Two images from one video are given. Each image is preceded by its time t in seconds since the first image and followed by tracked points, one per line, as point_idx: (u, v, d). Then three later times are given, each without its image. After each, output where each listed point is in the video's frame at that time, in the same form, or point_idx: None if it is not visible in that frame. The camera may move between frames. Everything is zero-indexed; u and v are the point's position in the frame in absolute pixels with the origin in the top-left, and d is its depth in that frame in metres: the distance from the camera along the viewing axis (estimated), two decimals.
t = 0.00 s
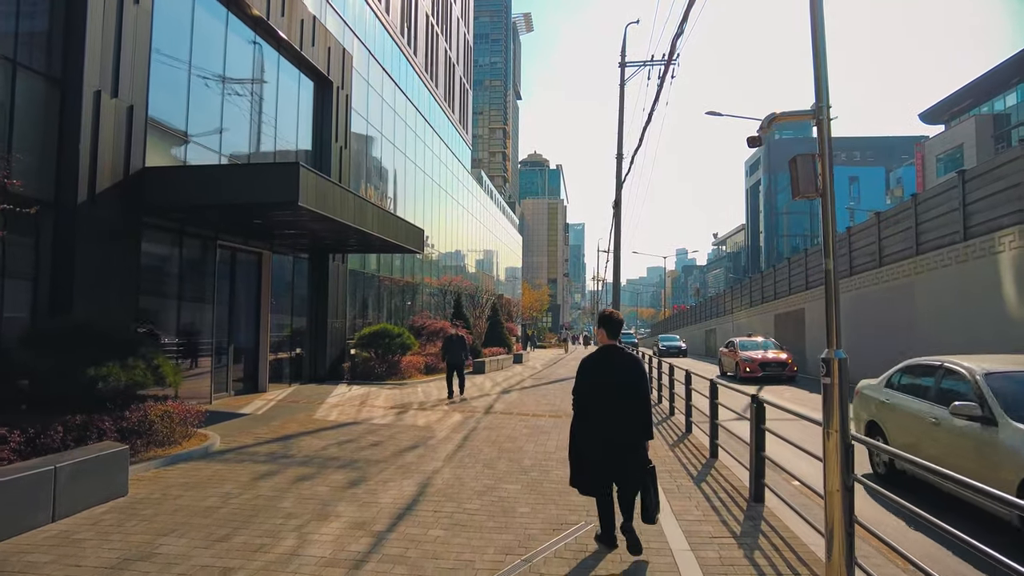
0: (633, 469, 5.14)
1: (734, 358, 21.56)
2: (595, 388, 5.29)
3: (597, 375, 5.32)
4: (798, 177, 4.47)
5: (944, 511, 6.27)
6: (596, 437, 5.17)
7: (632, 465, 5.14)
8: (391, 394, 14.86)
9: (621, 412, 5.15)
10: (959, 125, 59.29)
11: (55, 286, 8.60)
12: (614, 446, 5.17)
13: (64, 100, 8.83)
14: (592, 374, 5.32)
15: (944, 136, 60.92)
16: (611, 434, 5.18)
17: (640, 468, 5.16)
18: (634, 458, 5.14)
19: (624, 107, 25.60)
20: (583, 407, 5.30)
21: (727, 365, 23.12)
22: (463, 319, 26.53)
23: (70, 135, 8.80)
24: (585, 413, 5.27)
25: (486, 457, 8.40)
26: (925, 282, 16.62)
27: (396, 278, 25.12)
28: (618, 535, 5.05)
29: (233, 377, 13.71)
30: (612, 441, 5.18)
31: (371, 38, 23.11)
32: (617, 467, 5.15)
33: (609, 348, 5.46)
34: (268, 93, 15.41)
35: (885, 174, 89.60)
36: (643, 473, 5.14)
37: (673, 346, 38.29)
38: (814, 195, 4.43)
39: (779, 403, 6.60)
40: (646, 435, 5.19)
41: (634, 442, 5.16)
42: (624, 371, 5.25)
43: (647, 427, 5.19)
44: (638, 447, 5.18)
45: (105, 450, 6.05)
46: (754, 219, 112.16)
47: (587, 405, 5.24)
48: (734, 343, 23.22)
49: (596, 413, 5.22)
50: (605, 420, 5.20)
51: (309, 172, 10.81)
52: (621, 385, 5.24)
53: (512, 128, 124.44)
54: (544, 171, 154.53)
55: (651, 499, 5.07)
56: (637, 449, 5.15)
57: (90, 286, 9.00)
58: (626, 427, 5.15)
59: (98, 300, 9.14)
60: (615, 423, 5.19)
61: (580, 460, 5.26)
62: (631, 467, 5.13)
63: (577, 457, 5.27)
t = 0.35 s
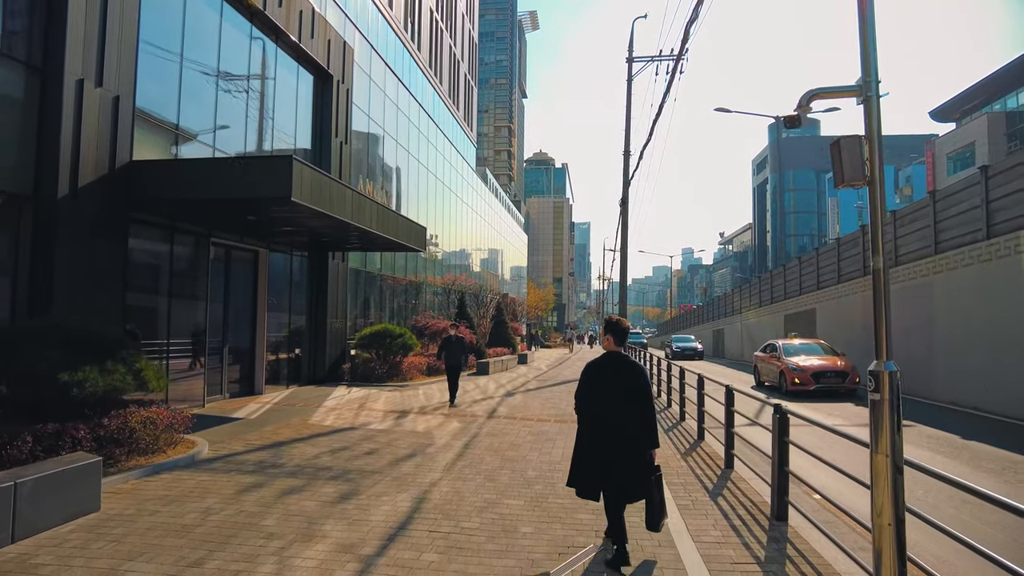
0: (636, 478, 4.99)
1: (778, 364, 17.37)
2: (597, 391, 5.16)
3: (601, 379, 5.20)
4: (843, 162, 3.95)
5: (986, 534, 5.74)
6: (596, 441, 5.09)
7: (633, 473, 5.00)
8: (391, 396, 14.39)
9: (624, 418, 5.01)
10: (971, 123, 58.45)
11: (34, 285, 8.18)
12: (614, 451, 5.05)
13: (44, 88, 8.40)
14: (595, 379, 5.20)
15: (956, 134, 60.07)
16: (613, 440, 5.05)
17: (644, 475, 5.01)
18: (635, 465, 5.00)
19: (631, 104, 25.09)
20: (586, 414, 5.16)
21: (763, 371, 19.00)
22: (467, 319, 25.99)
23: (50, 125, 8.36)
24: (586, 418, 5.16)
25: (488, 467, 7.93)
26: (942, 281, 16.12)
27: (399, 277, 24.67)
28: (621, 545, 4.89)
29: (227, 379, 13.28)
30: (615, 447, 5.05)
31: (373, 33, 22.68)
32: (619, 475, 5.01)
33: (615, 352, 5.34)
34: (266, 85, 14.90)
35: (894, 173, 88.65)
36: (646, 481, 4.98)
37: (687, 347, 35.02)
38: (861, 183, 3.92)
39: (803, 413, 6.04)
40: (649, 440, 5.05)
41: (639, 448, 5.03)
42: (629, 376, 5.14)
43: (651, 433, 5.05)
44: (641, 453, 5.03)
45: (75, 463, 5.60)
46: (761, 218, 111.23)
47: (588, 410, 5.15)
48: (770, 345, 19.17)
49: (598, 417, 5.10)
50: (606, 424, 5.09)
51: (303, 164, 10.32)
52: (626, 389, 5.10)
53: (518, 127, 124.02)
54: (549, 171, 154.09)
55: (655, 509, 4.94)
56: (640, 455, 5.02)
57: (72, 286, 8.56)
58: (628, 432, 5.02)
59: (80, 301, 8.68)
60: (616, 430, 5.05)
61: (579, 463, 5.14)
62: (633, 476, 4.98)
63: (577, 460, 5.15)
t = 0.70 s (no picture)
0: (634, 464, 5.23)
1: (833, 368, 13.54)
2: (599, 380, 5.39)
3: (605, 369, 5.41)
4: (885, 127, 3.75)
5: None
6: (598, 429, 5.31)
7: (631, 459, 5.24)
8: (387, 396, 13.95)
9: (625, 408, 5.24)
10: (978, 117, 57.66)
11: (3, 280, 7.75)
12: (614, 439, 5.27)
13: (12, 72, 7.92)
14: (598, 369, 5.40)
15: (963, 128, 59.27)
16: (614, 428, 5.27)
17: (642, 461, 5.26)
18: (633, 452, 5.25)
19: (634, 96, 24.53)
20: (588, 403, 5.40)
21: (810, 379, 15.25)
22: (466, 316, 25.49)
23: (19, 112, 7.90)
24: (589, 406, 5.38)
25: (484, 472, 7.47)
26: (957, 277, 15.58)
27: (397, 273, 24.19)
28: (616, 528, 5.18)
29: (217, 378, 12.87)
30: (617, 434, 5.27)
31: (370, 23, 22.16)
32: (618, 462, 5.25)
33: (617, 342, 5.56)
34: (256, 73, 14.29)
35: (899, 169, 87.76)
36: (644, 469, 5.23)
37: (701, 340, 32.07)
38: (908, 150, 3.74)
39: (824, 416, 5.54)
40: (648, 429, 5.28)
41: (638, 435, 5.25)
42: (632, 364, 5.36)
43: (650, 422, 5.27)
44: (641, 440, 5.25)
45: (30, 472, 5.15)
46: (765, 214, 110.43)
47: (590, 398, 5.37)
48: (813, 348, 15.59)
49: (600, 405, 5.31)
50: (607, 412, 5.31)
51: (290, 153, 9.85)
52: (628, 377, 5.31)
53: (520, 123, 123.29)
54: (552, 168, 153.38)
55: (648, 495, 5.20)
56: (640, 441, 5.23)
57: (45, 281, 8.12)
58: (629, 419, 5.26)
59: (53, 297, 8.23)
60: (618, 419, 5.28)
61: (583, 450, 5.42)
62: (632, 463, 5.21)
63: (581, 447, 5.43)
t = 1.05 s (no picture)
0: (635, 466, 5.12)
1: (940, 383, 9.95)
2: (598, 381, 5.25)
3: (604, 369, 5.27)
4: (956, 83, 3.58)
5: None
6: (598, 429, 5.18)
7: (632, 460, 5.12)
8: (383, 395, 13.47)
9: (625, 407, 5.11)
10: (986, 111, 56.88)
11: None
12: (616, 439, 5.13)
13: None
14: (597, 370, 5.28)
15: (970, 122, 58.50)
16: (615, 428, 5.13)
17: (643, 462, 5.15)
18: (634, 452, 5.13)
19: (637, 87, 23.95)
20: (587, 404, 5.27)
21: (894, 394, 11.69)
22: (467, 313, 24.94)
23: None
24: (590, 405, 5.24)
25: (480, 479, 6.99)
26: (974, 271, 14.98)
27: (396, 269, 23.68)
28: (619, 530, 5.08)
29: (207, 378, 12.42)
30: (617, 435, 5.13)
31: (367, 12, 21.61)
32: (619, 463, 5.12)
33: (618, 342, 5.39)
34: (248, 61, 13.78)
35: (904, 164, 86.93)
36: (645, 469, 5.13)
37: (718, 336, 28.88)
38: (981, 110, 3.53)
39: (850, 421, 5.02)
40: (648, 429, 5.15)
41: (638, 433, 5.12)
42: (632, 363, 5.23)
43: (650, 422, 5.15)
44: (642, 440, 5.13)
45: None
46: (769, 210, 109.64)
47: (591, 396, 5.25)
48: (895, 352, 12.04)
49: (600, 406, 5.17)
50: (607, 411, 5.17)
51: (276, 141, 9.39)
52: (628, 376, 5.19)
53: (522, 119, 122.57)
54: (554, 163, 152.61)
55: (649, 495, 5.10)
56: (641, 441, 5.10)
57: (14, 275, 7.66)
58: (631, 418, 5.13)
59: (22, 292, 7.75)
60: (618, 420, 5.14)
61: (583, 449, 5.28)
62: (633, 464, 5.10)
63: (580, 447, 5.29)
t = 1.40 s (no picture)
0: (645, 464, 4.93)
1: None
2: (606, 377, 5.06)
3: (611, 365, 5.09)
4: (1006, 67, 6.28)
5: None
6: (605, 428, 5.00)
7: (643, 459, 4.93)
8: (379, 393, 13.01)
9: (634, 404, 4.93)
10: (995, 104, 56.03)
11: None
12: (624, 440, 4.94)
13: None
14: (603, 366, 5.11)
15: (979, 115, 57.69)
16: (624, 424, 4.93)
17: (654, 462, 4.94)
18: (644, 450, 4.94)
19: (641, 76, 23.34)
20: (595, 401, 5.08)
21: None
22: (467, 308, 24.38)
23: None
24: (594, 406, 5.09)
25: (475, 488, 6.50)
26: (992, 266, 14.39)
27: (395, 263, 23.18)
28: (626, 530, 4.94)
29: (194, 375, 11.97)
30: (626, 432, 4.94)
31: None
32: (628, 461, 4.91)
33: (624, 341, 5.22)
34: (240, 47, 13.20)
35: (910, 158, 86.05)
36: (656, 468, 4.92)
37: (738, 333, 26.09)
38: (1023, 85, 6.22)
39: (885, 433, 4.45)
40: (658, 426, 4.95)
41: (647, 435, 4.94)
42: (638, 362, 5.04)
43: (660, 420, 4.96)
44: (651, 439, 4.95)
45: None
46: (773, 204, 108.82)
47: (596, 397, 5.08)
48: None
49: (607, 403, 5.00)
50: (612, 412, 5.00)
51: (260, 127, 8.84)
52: (635, 378, 4.99)
53: (524, 112, 121.59)
54: (556, 157, 151.69)
55: (662, 496, 4.91)
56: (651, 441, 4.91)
57: None
58: (638, 418, 4.95)
59: None
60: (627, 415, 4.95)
61: (590, 449, 5.13)
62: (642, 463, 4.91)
63: (586, 449, 5.13)
